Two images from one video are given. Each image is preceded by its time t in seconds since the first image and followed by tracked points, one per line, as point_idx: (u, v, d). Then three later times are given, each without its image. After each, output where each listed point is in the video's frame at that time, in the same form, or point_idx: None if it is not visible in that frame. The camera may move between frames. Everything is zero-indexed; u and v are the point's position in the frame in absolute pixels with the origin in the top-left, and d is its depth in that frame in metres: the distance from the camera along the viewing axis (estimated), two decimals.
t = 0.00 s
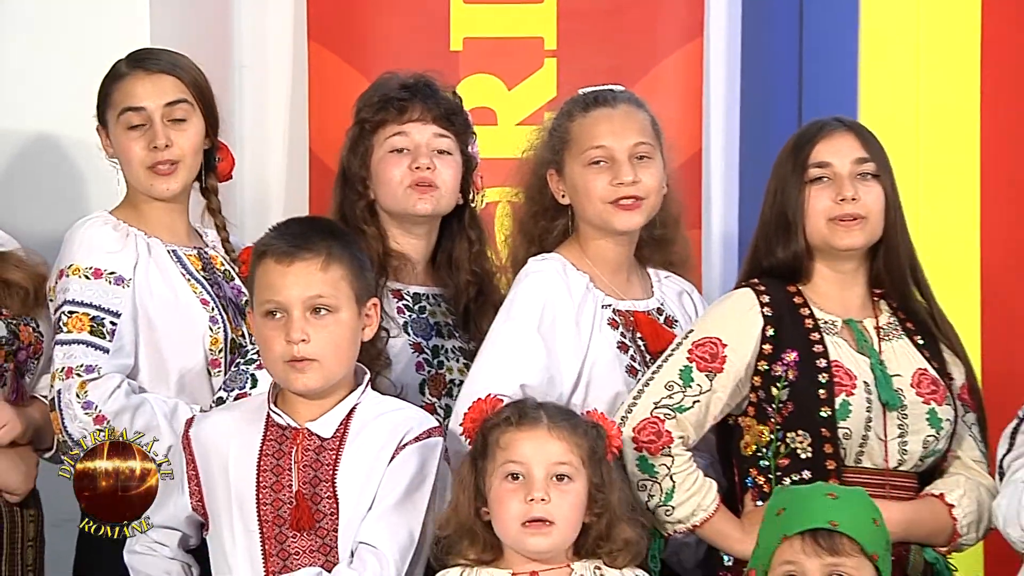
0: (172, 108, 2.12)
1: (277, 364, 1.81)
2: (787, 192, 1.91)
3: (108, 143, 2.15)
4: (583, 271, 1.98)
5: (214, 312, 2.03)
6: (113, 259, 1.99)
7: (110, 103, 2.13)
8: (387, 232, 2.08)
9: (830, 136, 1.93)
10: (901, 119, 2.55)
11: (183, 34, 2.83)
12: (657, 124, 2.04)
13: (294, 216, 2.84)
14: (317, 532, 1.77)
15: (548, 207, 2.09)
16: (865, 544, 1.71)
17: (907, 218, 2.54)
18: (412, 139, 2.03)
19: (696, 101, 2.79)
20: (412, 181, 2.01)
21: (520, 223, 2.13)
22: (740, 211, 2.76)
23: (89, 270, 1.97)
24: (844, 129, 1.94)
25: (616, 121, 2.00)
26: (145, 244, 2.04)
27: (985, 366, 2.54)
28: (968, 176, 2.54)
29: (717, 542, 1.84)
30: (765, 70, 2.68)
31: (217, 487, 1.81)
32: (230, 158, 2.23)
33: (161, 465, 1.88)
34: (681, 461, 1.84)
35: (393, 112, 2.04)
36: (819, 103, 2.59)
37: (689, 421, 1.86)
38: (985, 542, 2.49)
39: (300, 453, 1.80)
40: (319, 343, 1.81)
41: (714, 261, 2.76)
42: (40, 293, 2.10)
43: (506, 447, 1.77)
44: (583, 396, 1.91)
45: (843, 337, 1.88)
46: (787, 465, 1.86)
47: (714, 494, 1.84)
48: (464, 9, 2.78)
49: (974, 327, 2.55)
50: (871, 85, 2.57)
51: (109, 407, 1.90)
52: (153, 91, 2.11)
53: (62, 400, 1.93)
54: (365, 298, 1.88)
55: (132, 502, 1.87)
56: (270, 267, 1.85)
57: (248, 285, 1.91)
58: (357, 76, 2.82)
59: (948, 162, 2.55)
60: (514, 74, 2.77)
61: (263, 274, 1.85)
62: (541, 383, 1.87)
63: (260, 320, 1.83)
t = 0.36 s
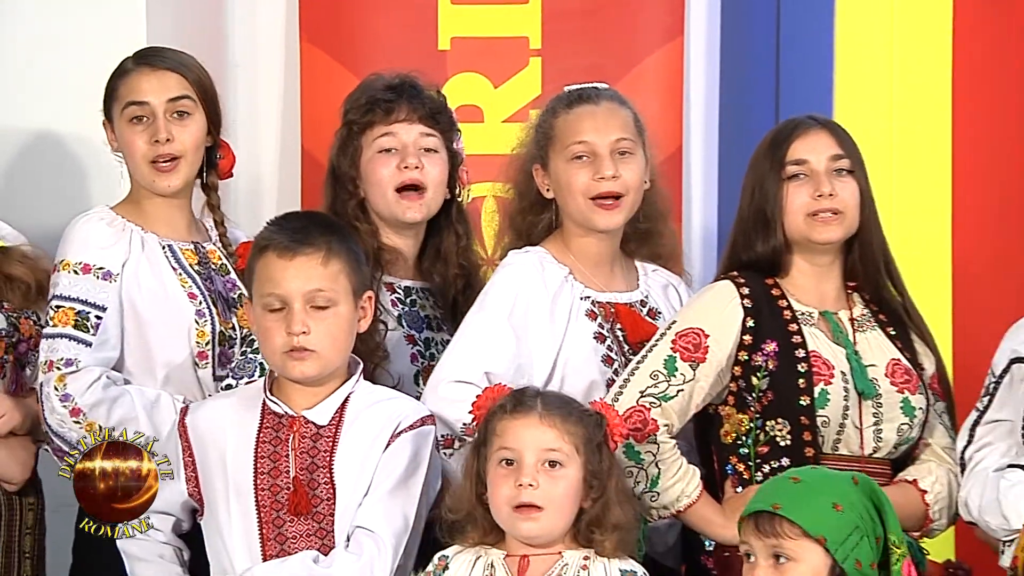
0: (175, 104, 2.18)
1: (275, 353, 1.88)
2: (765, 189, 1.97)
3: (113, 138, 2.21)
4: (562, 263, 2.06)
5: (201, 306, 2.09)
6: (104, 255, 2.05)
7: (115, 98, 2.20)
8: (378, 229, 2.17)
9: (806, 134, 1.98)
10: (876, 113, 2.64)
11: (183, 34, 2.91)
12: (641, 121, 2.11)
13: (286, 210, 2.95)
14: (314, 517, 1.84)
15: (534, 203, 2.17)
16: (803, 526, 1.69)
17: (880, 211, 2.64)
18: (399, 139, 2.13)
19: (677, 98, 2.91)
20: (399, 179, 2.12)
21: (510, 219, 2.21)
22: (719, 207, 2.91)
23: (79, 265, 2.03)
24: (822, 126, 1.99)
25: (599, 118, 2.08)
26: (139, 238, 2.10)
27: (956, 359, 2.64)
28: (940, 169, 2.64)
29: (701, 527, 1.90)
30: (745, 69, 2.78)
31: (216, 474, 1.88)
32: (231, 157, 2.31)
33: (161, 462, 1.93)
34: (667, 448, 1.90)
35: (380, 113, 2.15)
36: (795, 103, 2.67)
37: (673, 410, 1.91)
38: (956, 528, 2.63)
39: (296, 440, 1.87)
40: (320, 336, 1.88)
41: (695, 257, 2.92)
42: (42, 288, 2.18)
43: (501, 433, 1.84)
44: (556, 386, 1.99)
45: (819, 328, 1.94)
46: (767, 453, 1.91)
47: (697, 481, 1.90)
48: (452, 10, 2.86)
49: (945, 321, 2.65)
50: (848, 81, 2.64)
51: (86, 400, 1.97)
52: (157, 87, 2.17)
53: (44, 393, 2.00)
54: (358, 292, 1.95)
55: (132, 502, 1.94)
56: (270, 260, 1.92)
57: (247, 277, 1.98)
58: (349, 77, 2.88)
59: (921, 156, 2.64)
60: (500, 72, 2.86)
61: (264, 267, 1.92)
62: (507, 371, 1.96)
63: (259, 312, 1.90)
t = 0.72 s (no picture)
0: (176, 104, 2.22)
1: (273, 348, 1.89)
2: (742, 191, 1.99)
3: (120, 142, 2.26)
4: (546, 262, 2.10)
5: (187, 300, 2.14)
6: (104, 243, 2.11)
7: (119, 102, 2.24)
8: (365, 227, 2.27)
9: (779, 136, 2.01)
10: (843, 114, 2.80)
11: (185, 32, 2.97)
12: (623, 124, 2.17)
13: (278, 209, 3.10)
14: (307, 507, 1.87)
15: (517, 201, 2.23)
16: (786, 511, 1.74)
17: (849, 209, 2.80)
18: (389, 141, 2.24)
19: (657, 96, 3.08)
20: (390, 180, 2.22)
21: (492, 216, 2.27)
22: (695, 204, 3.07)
23: (75, 251, 2.09)
24: (792, 127, 2.03)
25: (584, 119, 2.13)
26: (141, 233, 2.16)
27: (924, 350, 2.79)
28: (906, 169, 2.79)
29: (700, 521, 1.90)
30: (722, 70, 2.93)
31: (210, 467, 1.91)
32: (236, 153, 2.33)
33: (161, 462, 1.95)
34: (671, 446, 1.90)
35: (371, 115, 2.25)
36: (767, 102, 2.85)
37: (674, 407, 1.91)
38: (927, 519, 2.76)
39: (290, 433, 1.90)
40: (318, 330, 1.90)
41: (672, 254, 3.07)
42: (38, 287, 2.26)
43: (493, 426, 1.86)
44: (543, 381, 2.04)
45: (800, 325, 1.96)
46: (757, 448, 1.92)
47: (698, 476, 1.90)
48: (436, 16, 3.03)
49: (914, 316, 2.80)
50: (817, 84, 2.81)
51: (60, 377, 1.99)
52: (158, 88, 2.21)
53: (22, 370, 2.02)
54: (353, 288, 1.98)
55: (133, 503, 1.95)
56: (268, 257, 1.93)
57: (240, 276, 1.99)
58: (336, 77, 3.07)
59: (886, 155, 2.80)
60: (484, 75, 3.03)
61: (262, 263, 1.93)
62: (503, 366, 2.01)
63: (257, 308, 1.91)
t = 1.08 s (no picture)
0: (171, 115, 2.27)
1: (264, 348, 1.94)
2: (721, 194, 2.05)
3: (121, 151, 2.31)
4: (538, 265, 2.15)
5: (185, 300, 2.20)
6: (105, 243, 2.17)
7: (117, 113, 2.30)
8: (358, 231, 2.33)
9: (754, 141, 2.07)
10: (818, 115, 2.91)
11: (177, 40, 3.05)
12: (608, 130, 2.23)
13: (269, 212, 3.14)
14: (294, 503, 1.92)
15: (502, 201, 2.29)
16: (795, 508, 1.80)
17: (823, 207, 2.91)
18: (382, 147, 2.30)
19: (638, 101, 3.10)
20: (383, 185, 2.27)
21: (474, 217, 2.34)
22: (676, 209, 3.08)
23: (77, 250, 2.15)
24: (767, 131, 2.09)
25: (572, 124, 2.19)
26: (142, 236, 2.21)
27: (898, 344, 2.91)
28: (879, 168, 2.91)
29: (695, 516, 1.93)
30: (699, 75, 3.00)
31: (205, 461, 1.96)
32: (234, 158, 2.39)
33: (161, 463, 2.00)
34: (672, 445, 1.91)
35: (364, 122, 2.31)
36: (750, 106, 2.93)
37: (672, 407, 1.94)
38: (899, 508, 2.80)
39: (279, 430, 1.94)
40: (307, 330, 1.94)
41: (653, 256, 3.09)
42: (35, 284, 2.34)
43: (480, 423, 1.89)
44: (543, 378, 2.08)
45: (783, 323, 2.00)
46: (746, 444, 1.96)
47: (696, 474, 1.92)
48: (424, 23, 3.09)
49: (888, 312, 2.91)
50: (795, 86, 2.91)
51: (56, 368, 2.05)
52: (154, 100, 2.26)
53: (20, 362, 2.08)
54: (343, 289, 2.02)
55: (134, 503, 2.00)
56: (260, 258, 1.97)
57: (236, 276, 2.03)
58: (326, 84, 3.12)
59: (860, 155, 2.91)
60: (470, 82, 3.09)
61: (253, 266, 1.97)
62: (512, 365, 2.04)
63: (249, 309, 1.96)
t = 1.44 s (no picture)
0: (168, 120, 2.33)
1: (259, 348, 2.00)
2: (699, 199, 2.11)
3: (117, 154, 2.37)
4: (523, 265, 2.22)
5: (186, 300, 2.27)
6: (103, 249, 2.23)
7: (115, 117, 2.36)
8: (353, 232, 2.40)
9: (731, 147, 2.13)
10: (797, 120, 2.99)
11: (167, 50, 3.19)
12: (592, 136, 2.29)
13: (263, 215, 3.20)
14: (288, 497, 1.97)
15: (491, 203, 2.36)
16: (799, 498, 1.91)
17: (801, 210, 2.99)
18: (376, 151, 2.36)
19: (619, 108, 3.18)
20: (377, 188, 2.34)
21: (464, 218, 2.40)
22: (657, 208, 3.16)
23: (78, 255, 2.22)
24: (744, 137, 2.16)
25: (558, 131, 2.25)
26: (139, 239, 2.28)
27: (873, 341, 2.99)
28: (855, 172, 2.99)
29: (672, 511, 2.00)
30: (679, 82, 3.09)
31: (201, 460, 2.02)
32: (226, 163, 2.45)
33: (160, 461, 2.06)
34: (646, 440, 1.98)
35: (359, 127, 2.38)
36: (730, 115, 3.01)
37: (647, 404, 2.01)
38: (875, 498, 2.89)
39: (274, 426, 2.00)
40: (300, 330, 2.00)
41: (635, 255, 3.16)
42: (35, 285, 2.40)
43: (468, 418, 1.94)
44: (526, 374, 2.15)
45: (760, 323, 2.08)
46: (723, 439, 2.02)
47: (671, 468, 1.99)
48: (413, 32, 3.14)
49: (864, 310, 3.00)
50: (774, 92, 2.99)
51: (67, 373, 2.11)
52: (153, 104, 2.33)
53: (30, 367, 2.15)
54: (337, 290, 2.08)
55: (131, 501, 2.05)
56: (256, 261, 2.04)
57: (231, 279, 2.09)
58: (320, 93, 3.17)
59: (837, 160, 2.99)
60: (458, 88, 3.14)
61: (249, 267, 2.03)
62: (494, 362, 2.11)
63: (244, 310, 2.02)
